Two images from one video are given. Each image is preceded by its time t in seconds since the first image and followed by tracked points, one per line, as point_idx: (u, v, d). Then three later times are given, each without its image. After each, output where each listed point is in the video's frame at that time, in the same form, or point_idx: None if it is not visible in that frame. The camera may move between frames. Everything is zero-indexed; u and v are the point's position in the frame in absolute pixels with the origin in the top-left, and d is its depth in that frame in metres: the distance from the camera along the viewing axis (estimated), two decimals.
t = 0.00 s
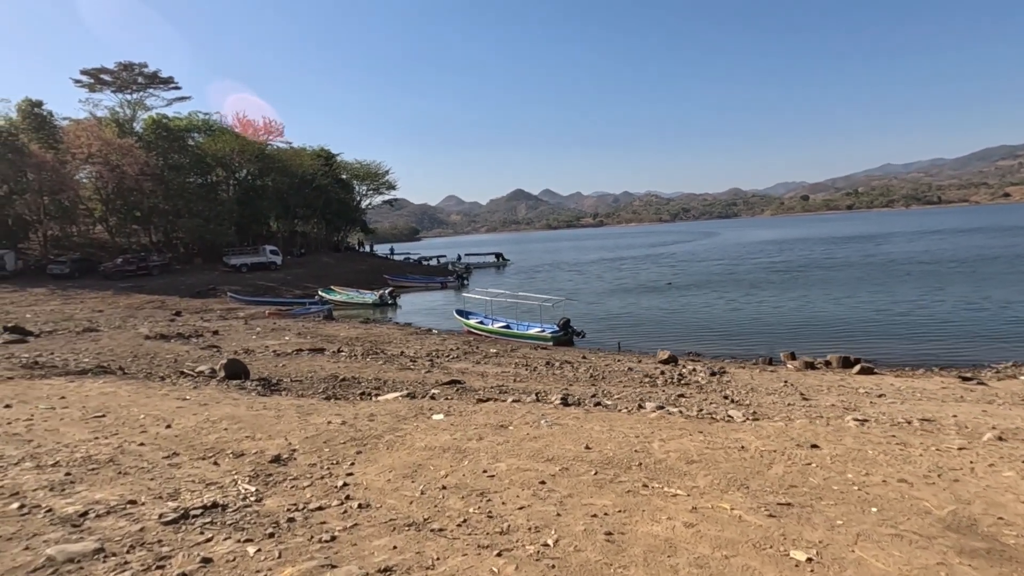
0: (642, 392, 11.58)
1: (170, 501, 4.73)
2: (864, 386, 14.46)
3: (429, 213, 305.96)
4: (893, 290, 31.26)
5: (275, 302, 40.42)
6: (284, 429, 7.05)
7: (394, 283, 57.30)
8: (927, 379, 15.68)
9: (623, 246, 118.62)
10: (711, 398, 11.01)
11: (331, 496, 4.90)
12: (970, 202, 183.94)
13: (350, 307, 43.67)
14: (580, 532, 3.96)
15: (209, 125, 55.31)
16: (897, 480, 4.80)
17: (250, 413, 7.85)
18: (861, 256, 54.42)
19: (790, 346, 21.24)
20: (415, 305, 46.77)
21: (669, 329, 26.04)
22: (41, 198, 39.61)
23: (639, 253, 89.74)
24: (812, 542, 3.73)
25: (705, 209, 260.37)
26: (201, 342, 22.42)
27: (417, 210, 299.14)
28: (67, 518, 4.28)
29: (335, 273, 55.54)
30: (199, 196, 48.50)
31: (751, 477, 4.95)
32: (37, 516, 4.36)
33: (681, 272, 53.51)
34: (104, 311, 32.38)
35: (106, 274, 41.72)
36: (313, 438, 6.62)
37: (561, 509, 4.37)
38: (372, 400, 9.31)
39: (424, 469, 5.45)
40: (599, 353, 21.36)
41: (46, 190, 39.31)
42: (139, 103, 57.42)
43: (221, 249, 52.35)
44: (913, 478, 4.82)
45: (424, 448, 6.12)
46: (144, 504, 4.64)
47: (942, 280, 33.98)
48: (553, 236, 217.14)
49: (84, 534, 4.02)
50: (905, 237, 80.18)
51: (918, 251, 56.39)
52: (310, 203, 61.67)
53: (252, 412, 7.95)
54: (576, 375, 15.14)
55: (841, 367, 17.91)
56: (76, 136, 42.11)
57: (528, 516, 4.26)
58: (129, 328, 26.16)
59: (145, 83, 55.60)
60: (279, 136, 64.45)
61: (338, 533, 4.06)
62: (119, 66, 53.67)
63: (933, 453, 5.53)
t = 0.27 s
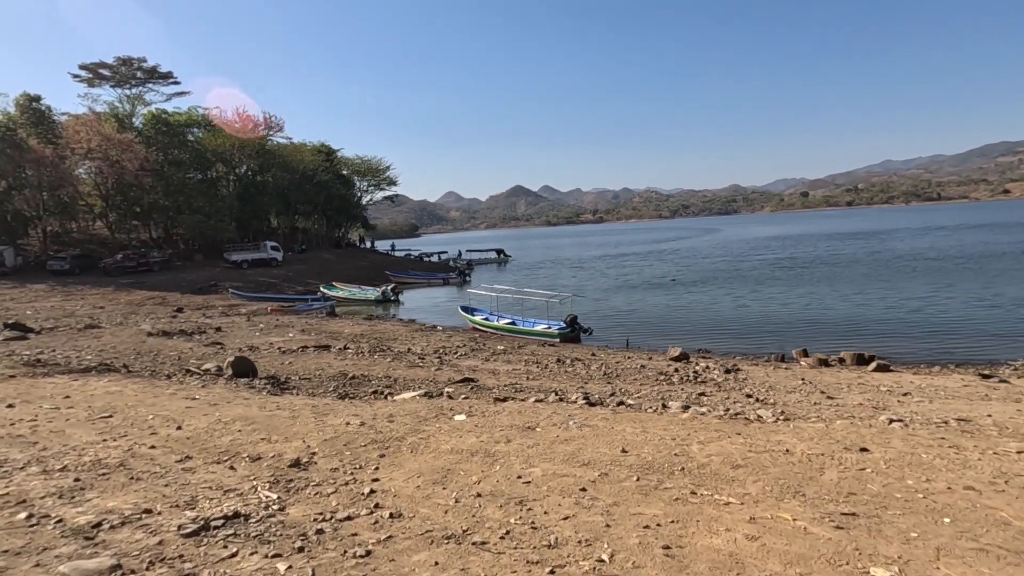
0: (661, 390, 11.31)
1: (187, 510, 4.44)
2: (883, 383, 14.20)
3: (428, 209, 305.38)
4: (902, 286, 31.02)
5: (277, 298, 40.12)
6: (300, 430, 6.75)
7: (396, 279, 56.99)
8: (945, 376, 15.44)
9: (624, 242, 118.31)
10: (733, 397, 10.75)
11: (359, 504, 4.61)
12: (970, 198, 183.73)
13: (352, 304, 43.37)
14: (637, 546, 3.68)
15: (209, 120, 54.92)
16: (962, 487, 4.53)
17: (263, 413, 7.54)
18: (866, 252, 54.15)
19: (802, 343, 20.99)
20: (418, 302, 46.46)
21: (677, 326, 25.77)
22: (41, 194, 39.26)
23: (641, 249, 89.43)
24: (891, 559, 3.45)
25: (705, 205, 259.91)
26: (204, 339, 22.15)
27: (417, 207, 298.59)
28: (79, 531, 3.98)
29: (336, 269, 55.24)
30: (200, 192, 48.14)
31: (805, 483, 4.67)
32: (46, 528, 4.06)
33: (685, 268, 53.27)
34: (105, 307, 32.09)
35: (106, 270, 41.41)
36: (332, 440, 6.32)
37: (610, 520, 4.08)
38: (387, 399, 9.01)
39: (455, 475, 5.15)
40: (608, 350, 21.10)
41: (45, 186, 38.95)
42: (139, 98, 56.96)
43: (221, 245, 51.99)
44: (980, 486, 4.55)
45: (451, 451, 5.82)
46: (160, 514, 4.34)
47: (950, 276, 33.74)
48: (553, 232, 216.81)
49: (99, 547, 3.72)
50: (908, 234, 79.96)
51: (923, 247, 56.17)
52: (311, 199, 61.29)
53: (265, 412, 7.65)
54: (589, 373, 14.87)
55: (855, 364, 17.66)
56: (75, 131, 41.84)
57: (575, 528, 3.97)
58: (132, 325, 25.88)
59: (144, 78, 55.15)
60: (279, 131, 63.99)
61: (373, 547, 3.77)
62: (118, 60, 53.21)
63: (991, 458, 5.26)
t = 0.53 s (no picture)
0: (684, 391, 10.99)
1: (211, 527, 4.12)
2: (905, 383, 13.90)
3: (428, 207, 304.87)
4: (912, 284, 30.71)
5: (280, 296, 39.81)
6: (321, 436, 6.43)
7: (399, 277, 56.68)
8: (966, 376, 15.14)
9: (625, 240, 118.07)
10: (758, 398, 10.43)
11: (395, 519, 4.29)
12: (972, 195, 183.41)
13: (356, 302, 43.05)
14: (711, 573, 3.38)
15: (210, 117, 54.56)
16: None
17: (279, 417, 7.21)
18: (872, 250, 53.80)
19: (816, 342, 20.70)
20: (422, 300, 46.14)
21: (686, 324, 25.47)
22: (41, 191, 38.90)
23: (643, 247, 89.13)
24: None
25: (706, 203, 259.48)
26: (209, 338, 21.85)
27: (417, 204, 298.18)
28: (99, 551, 3.68)
29: (339, 267, 54.91)
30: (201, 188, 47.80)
31: (873, 497, 4.36)
32: (61, 549, 3.74)
33: (690, 265, 52.98)
34: (107, 306, 31.77)
35: (107, 268, 41.09)
36: (356, 447, 6.00)
37: (674, 541, 3.77)
38: (406, 401, 8.70)
39: (493, 488, 4.83)
40: (619, 349, 20.78)
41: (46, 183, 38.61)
42: (139, 95, 56.53)
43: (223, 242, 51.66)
44: None
45: (485, 460, 5.51)
46: (182, 532, 4.03)
47: (960, 274, 33.43)
48: (554, 229, 216.41)
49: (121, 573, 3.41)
50: (912, 231, 79.74)
51: (929, 245, 55.91)
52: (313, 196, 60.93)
53: (282, 415, 7.32)
54: (604, 373, 14.56)
55: (873, 363, 17.34)
56: (76, 128, 41.55)
57: (637, 550, 3.67)
58: (135, 323, 25.58)
59: (145, 74, 54.73)
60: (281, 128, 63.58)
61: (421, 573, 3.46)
62: (119, 57, 52.77)
63: None
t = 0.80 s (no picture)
0: (708, 397, 10.75)
1: (248, 555, 3.89)
2: (928, 386, 13.66)
3: (428, 205, 304.23)
4: (923, 284, 30.46)
5: (284, 296, 39.60)
6: (349, 449, 6.19)
7: (403, 276, 56.45)
8: (988, 379, 14.90)
9: (627, 239, 117.76)
10: (785, 404, 10.20)
11: (441, 545, 4.06)
12: (975, 193, 182.92)
13: (360, 301, 42.83)
14: None
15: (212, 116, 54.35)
16: None
17: (302, 428, 6.98)
18: (878, 248, 53.50)
19: (830, 343, 20.46)
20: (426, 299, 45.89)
21: (697, 325, 25.23)
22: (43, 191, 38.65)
23: (646, 245, 88.79)
24: None
25: (707, 201, 258.98)
26: (215, 340, 21.62)
27: (417, 203, 297.67)
28: None
29: (342, 266, 54.68)
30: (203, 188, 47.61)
31: (947, 522, 4.13)
32: None
33: (696, 264, 52.69)
34: (111, 306, 31.54)
35: (111, 268, 40.88)
36: (388, 462, 5.77)
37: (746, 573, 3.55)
38: (429, 410, 8.46)
39: (539, 508, 4.60)
40: (631, 350, 20.53)
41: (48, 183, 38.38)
42: (141, 93, 56.23)
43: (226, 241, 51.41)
44: None
45: (524, 476, 5.28)
46: (218, 561, 3.80)
47: (971, 273, 33.14)
48: (555, 227, 216.03)
49: None
50: (916, 229, 79.34)
51: (935, 242, 55.59)
52: (316, 195, 60.67)
53: (305, 426, 7.08)
54: (621, 376, 14.33)
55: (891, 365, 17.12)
56: (78, 127, 41.36)
57: None
58: (141, 324, 25.35)
59: (146, 73, 54.41)
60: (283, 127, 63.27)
61: None
62: (120, 55, 52.45)
63: None
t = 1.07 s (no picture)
0: (725, 400, 10.52)
1: None
2: (943, 386, 13.47)
3: (427, 203, 303.55)
4: (929, 282, 30.29)
5: (285, 295, 39.33)
6: (368, 460, 5.98)
7: (403, 276, 56.21)
8: (1003, 379, 14.71)
9: (627, 237, 117.62)
10: (805, 408, 9.98)
11: (475, 568, 3.85)
12: (972, 190, 182.96)
13: (361, 301, 42.57)
14: None
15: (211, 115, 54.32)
16: None
17: (317, 437, 6.75)
18: (880, 246, 53.33)
19: (838, 343, 20.27)
20: (428, 299, 45.65)
21: (703, 324, 25.03)
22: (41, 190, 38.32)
23: (646, 244, 88.56)
24: None
25: (705, 198, 258.78)
26: (217, 341, 21.37)
27: (415, 201, 297.00)
28: None
29: (343, 266, 54.42)
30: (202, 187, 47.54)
31: (1009, 542, 3.91)
32: None
33: (697, 262, 52.48)
34: (111, 307, 31.26)
35: (110, 268, 40.58)
36: (410, 474, 5.55)
37: None
38: (444, 416, 8.23)
39: (574, 525, 4.38)
40: (638, 351, 20.32)
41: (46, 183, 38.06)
42: (138, 92, 55.89)
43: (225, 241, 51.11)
44: None
45: (554, 489, 5.06)
46: None
47: (976, 271, 32.98)
48: (554, 225, 215.71)
49: None
50: (917, 226, 79.18)
51: (937, 240, 55.45)
52: (316, 194, 60.39)
53: (319, 435, 6.86)
54: (632, 378, 14.10)
55: (902, 365, 16.92)
56: (76, 126, 40.76)
57: None
58: (141, 325, 25.13)
59: (144, 72, 54.05)
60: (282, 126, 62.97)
61: None
62: (117, 54, 52.08)
63: None
